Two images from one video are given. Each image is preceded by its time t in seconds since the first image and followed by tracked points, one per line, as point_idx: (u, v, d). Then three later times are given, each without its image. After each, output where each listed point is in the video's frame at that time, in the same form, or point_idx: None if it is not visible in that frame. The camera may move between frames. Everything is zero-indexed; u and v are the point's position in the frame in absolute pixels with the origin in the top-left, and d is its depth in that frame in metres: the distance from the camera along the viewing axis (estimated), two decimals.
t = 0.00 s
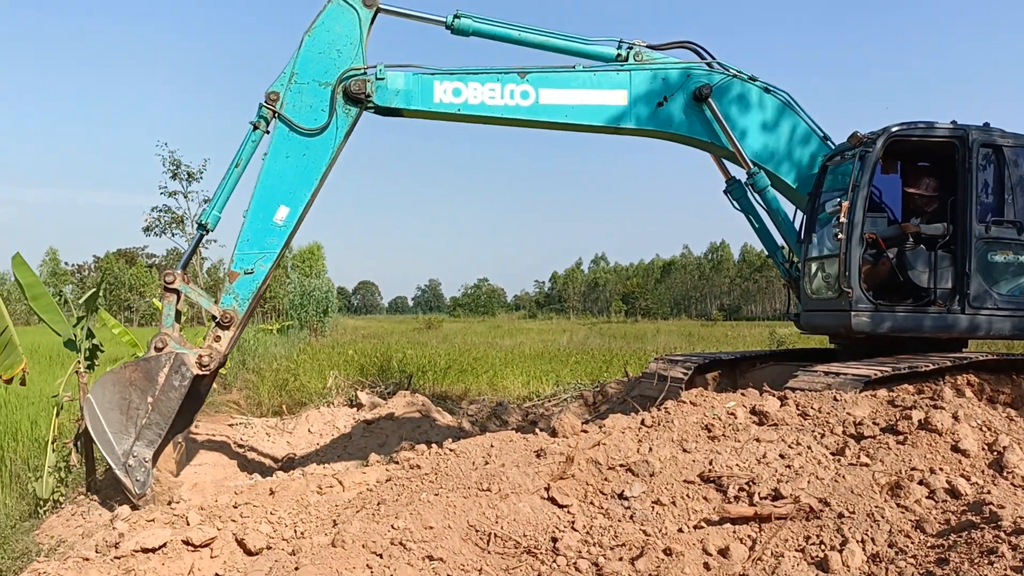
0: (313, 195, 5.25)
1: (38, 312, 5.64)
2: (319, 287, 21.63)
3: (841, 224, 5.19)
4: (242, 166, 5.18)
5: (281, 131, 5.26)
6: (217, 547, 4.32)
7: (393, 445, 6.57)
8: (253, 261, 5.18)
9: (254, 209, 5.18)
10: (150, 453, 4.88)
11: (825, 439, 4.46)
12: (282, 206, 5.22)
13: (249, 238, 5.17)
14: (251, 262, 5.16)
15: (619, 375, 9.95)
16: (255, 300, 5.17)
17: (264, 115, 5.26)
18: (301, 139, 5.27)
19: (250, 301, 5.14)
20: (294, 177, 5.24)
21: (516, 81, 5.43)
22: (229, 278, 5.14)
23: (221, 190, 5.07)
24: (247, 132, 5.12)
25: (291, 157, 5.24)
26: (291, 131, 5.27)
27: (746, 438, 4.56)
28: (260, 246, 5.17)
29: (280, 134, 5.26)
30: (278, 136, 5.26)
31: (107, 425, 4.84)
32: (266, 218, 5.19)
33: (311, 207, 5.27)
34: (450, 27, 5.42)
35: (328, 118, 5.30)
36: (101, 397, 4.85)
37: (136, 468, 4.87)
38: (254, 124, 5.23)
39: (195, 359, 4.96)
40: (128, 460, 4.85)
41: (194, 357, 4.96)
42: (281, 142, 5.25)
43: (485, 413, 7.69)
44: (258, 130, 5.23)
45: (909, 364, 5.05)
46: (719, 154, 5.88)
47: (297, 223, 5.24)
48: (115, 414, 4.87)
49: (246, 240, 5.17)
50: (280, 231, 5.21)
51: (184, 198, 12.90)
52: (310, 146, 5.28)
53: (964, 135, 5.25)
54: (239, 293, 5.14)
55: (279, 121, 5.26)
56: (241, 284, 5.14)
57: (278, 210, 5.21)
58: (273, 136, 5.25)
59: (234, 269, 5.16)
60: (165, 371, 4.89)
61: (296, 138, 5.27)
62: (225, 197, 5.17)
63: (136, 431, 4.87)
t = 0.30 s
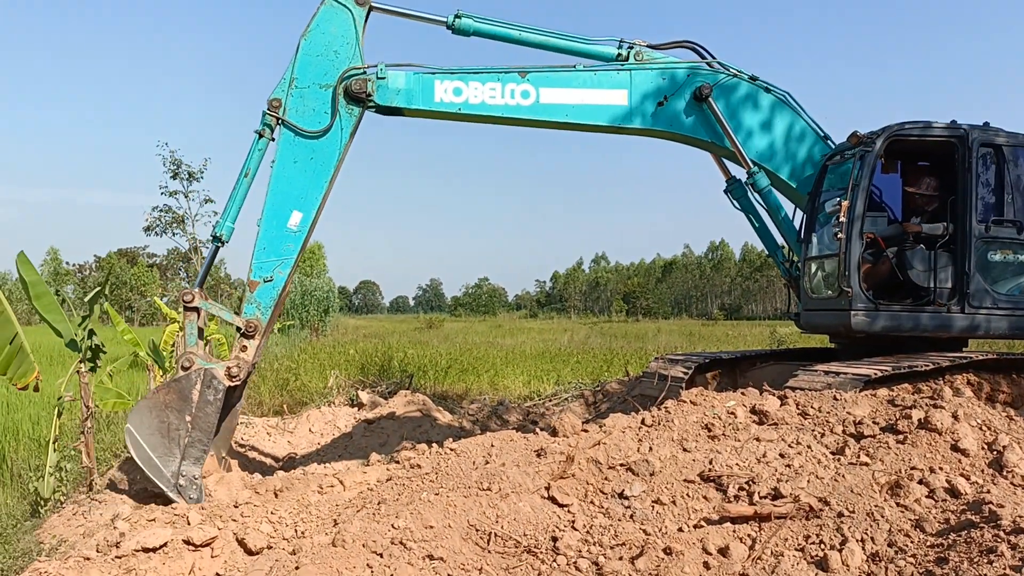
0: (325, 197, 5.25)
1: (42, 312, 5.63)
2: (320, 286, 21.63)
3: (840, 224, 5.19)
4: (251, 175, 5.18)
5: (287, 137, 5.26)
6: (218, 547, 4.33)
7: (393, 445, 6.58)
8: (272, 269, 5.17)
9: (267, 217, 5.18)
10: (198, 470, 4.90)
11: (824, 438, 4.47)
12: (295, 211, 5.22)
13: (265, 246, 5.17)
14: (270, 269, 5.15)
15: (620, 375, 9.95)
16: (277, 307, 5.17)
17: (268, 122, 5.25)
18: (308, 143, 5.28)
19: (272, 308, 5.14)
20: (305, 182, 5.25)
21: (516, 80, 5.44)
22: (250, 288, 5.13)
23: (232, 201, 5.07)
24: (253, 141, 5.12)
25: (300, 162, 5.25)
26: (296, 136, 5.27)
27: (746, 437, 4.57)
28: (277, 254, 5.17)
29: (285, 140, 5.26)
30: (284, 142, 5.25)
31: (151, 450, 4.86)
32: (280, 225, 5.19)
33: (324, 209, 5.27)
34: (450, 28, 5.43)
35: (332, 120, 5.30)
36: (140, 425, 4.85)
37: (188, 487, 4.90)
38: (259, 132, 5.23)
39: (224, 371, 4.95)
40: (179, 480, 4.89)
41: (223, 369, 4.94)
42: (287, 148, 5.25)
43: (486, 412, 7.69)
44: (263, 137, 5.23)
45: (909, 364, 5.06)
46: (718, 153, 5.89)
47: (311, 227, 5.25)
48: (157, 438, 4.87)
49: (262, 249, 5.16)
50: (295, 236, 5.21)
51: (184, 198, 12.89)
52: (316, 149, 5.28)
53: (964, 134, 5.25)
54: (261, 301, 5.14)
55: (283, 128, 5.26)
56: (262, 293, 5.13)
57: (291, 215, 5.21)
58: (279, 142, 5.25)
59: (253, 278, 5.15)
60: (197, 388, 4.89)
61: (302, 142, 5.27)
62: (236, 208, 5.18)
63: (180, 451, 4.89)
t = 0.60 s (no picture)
0: (335, 205, 5.26)
1: (43, 311, 5.62)
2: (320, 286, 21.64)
3: (841, 223, 5.19)
4: (259, 189, 5.19)
5: (291, 149, 5.25)
6: (218, 547, 4.33)
7: (393, 445, 6.58)
8: (290, 281, 5.16)
9: (279, 230, 5.18)
10: (242, 487, 4.88)
11: (824, 438, 4.47)
12: (307, 222, 5.23)
13: (281, 259, 5.16)
14: (288, 282, 5.14)
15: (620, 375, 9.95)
16: (299, 318, 5.16)
17: (271, 134, 5.24)
18: (313, 153, 5.27)
19: (293, 320, 5.13)
20: (314, 192, 5.25)
21: (515, 84, 5.45)
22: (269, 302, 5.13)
23: (243, 216, 5.06)
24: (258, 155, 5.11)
25: (307, 172, 5.25)
26: (300, 146, 5.26)
27: (746, 437, 4.57)
28: (293, 265, 5.17)
29: (289, 151, 5.25)
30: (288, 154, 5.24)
31: (193, 474, 4.88)
32: (293, 237, 5.19)
33: (335, 216, 5.27)
34: (449, 32, 5.45)
35: (334, 127, 5.29)
36: (178, 452, 4.87)
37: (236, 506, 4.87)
38: (262, 145, 5.21)
39: (252, 387, 4.93)
40: (225, 499, 4.87)
41: (251, 386, 4.93)
42: (293, 160, 5.24)
43: (486, 412, 7.69)
44: (268, 151, 5.22)
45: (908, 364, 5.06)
46: (717, 154, 5.89)
47: (324, 235, 5.25)
48: (198, 462, 4.88)
49: (278, 262, 5.16)
50: (309, 246, 5.22)
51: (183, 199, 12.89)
52: (322, 158, 5.27)
53: (963, 134, 5.25)
54: (281, 314, 5.14)
55: (287, 140, 5.24)
56: (282, 305, 5.13)
57: (303, 226, 5.22)
58: (283, 154, 5.23)
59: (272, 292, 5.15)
60: (229, 408, 4.90)
61: (307, 152, 5.27)
62: (247, 223, 5.17)
63: (222, 471, 4.88)
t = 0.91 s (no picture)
0: (339, 213, 5.27)
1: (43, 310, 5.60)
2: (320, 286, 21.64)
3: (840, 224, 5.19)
4: (263, 203, 5.19)
5: (292, 159, 5.26)
6: (218, 547, 4.33)
7: (393, 445, 6.58)
8: (299, 291, 5.19)
9: (286, 241, 5.19)
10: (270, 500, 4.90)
11: (824, 437, 4.47)
12: (312, 231, 5.23)
13: (289, 270, 5.18)
14: (297, 292, 5.17)
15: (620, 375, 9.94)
16: (311, 329, 5.18)
17: (272, 146, 5.25)
18: (314, 162, 5.28)
19: (306, 330, 5.16)
20: (318, 201, 5.26)
21: (513, 88, 5.46)
22: (281, 313, 5.15)
23: (247, 231, 5.10)
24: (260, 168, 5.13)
25: (309, 182, 5.25)
26: (301, 156, 5.27)
27: (746, 436, 4.57)
28: (302, 275, 5.19)
29: (291, 162, 5.25)
30: (290, 164, 5.25)
31: (220, 492, 4.89)
32: (300, 247, 5.21)
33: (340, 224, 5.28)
34: (446, 39, 5.46)
35: (334, 134, 5.31)
36: (203, 471, 4.90)
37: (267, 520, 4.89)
38: (263, 158, 5.23)
39: (270, 400, 4.98)
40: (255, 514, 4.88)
41: (268, 399, 4.98)
42: (295, 171, 5.25)
43: (487, 412, 7.69)
44: (270, 163, 5.24)
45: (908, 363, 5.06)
46: (716, 156, 5.89)
47: (331, 243, 5.25)
48: (223, 480, 4.89)
49: (287, 273, 5.17)
50: (317, 255, 5.23)
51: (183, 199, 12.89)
52: (324, 166, 5.28)
53: (963, 133, 5.25)
54: (293, 325, 5.16)
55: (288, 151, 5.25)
56: (293, 316, 5.15)
57: (310, 236, 5.22)
58: (285, 166, 5.25)
59: (283, 304, 5.17)
60: (250, 424, 4.91)
61: (309, 162, 5.28)
62: (253, 237, 5.21)
63: (249, 486, 4.90)
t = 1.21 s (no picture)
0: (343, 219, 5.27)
1: (43, 310, 5.60)
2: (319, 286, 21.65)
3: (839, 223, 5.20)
4: (266, 211, 5.20)
5: (294, 167, 5.26)
6: (217, 547, 4.33)
7: (393, 445, 6.58)
8: (306, 298, 5.21)
9: (291, 248, 5.21)
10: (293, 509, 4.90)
11: (824, 437, 4.47)
12: (316, 238, 5.24)
13: (295, 277, 5.19)
14: (304, 299, 5.19)
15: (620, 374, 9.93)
16: (319, 335, 5.20)
17: (272, 154, 5.25)
18: (315, 168, 5.28)
19: (314, 336, 5.18)
20: (321, 207, 5.26)
21: (511, 92, 5.50)
22: (288, 321, 5.18)
23: (250, 242, 5.16)
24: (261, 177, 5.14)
25: (311, 189, 5.26)
26: (302, 163, 5.27)
27: (746, 436, 4.57)
28: (307, 282, 5.21)
29: (293, 170, 5.25)
30: (292, 172, 5.25)
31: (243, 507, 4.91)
32: (305, 253, 5.22)
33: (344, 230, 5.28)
34: (443, 43, 5.47)
35: (334, 140, 5.33)
36: (225, 488, 4.94)
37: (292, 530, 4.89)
38: (264, 167, 5.23)
39: (280, 408, 4.99)
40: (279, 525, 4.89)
41: (278, 407, 4.99)
42: (296, 178, 5.25)
43: (486, 412, 7.69)
44: (271, 171, 5.24)
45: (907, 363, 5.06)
46: (714, 158, 5.90)
47: (335, 249, 5.26)
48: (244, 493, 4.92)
49: (292, 280, 5.19)
50: (321, 261, 5.24)
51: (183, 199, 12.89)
52: (326, 172, 5.29)
53: (962, 133, 5.24)
54: (301, 332, 5.18)
55: (289, 158, 5.25)
56: (301, 323, 5.18)
57: (314, 242, 5.23)
58: (286, 173, 5.25)
59: (290, 311, 5.20)
60: (264, 434, 4.95)
61: (310, 169, 5.28)
62: (257, 246, 5.25)
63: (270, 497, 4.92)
